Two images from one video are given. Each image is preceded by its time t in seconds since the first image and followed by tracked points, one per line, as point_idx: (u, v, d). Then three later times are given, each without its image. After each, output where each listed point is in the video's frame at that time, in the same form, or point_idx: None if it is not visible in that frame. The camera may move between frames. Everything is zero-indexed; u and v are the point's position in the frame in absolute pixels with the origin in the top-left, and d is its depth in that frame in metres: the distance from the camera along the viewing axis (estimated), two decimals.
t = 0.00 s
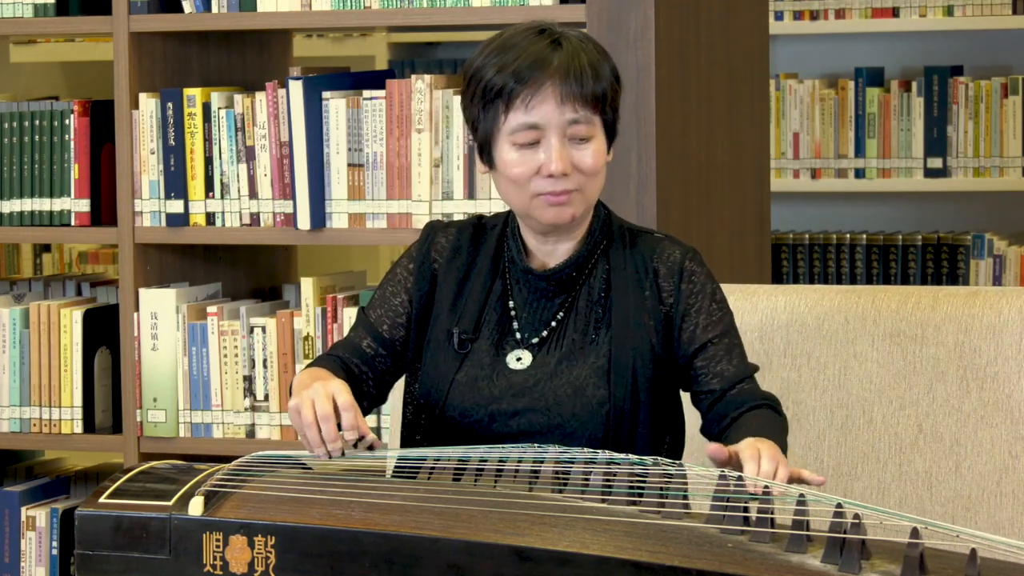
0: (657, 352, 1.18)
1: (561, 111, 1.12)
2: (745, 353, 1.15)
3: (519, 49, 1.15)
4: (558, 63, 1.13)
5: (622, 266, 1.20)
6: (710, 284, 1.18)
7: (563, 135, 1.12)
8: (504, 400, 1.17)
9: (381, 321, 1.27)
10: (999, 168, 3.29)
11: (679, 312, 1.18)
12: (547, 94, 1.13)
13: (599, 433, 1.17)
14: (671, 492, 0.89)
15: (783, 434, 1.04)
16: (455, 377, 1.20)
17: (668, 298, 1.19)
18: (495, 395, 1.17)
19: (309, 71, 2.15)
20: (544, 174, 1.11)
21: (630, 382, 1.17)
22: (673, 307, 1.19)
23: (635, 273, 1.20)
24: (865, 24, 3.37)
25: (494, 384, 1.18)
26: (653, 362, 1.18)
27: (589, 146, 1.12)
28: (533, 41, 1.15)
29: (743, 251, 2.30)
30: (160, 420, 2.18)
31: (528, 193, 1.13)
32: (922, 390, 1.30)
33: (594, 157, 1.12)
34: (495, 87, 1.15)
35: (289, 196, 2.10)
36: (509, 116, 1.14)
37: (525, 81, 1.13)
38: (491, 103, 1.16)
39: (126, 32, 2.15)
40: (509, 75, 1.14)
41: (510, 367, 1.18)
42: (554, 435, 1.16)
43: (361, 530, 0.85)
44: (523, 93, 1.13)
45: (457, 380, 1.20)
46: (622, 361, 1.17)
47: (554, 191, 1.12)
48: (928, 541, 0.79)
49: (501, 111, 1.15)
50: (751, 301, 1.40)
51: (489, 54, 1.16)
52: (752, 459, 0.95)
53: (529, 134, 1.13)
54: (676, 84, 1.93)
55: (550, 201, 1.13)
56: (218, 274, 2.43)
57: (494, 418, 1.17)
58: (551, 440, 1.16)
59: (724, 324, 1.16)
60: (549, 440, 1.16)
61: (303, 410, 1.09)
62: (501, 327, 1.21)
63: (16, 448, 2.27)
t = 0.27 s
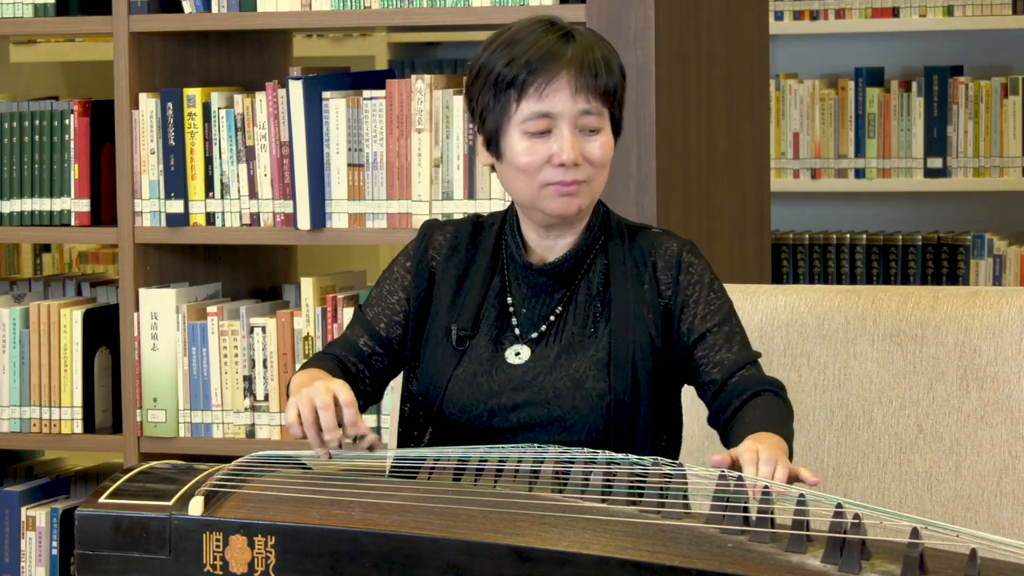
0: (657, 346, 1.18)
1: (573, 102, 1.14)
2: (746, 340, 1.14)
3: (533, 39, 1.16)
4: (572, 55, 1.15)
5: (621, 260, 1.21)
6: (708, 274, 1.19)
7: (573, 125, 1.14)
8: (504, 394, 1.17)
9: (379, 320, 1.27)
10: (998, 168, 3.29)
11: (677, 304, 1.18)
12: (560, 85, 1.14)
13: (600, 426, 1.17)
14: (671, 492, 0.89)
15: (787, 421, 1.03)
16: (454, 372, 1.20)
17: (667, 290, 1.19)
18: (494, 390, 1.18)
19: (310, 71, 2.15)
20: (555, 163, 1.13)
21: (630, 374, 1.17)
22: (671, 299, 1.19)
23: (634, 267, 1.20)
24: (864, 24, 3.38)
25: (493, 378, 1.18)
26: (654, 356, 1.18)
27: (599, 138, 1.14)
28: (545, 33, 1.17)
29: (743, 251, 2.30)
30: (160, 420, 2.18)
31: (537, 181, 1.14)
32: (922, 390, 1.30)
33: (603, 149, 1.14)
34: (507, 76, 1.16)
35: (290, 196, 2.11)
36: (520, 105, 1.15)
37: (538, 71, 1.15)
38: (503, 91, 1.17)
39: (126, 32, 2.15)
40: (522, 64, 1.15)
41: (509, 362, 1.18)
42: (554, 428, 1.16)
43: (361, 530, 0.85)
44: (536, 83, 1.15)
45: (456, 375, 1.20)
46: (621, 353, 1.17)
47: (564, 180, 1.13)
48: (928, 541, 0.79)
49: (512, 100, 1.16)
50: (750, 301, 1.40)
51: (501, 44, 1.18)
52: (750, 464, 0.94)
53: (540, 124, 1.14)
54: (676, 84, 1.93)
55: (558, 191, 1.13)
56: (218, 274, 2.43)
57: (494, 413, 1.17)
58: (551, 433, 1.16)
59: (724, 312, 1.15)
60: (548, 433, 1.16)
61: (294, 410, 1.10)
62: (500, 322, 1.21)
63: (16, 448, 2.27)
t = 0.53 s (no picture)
0: (652, 339, 1.20)
1: (579, 93, 1.17)
2: (742, 329, 1.16)
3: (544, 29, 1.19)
4: (581, 46, 1.18)
5: (616, 255, 1.22)
6: (703, 268, 1.20)
7: (579, 116, 1.17)
8: (498, 387, 1.19)
9: (375, 316, 1.28)
10: (998, 168, 3.29)
11: (672, 297, 1.20)
12: (568, 76, 1.17)
13: (594, 418, 1.18)
14: (671, 492, 0.89)
15: (784, 404, 1.05)
16: (448, 366, 1.22)
17: (662, 284, 1.21)
18: (489, 382, 1.19)
19: (310, 71, 2.15)
20: (559, 152, 1.16)
21: (624, 366, 1.18)
22: (666, 292, 1.20)
23: (629, 262, 1.22)
24: (864, 24, 3.38)
25: (487, 371, 1.20)
26: (649, 349, 1.20)
27: (603, 130, 1.17)
28: (555, 24, 1.20)
29: (744, 251, 2.30)
30: (160, 420, 2.18)
31: (541, 168, 1.17)
32: (922, 390, 1.30)
33: (606, 141, 1.17)
34: (517, 63, 1.18)
35: (290, 196, 2.11)
36: (527, 93, 1.18)
37: (547, 60, 1.17)
38: (510, 78, 1.19)
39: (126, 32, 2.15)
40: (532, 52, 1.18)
41: (504, 355, 1.20)
42: (548, 419, 1.18)
43: (361, 530, 0.85)
44: (544, 72, 1.17)
45: (450, 368, 1.22)
46: (616, 346, 1.18)
47: (567, 169, 1.16)
48: (928, 541, 0.79)
49: (519, 88, 1.19)
50: (751, 301, 1.40)
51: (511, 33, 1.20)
52: (749, 462, 0.93)
53: (547, 113, 1.17)
54: (676, 85, 1.93)
55: (560, 179, 1.16)
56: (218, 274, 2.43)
57: (489, 405, 1.19)
58: (545, 424, 1.18)
59: (719, 303, 1.17)
60: (542, 425, 1.18)
61: (293, 411, 1.09)
62: (494, 316, 1.23)
63: (16, 448, 2.27)
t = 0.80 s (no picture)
0: (646, 334, 1.20)
1: (580, 91, 1.17)
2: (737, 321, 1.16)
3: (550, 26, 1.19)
4: (585, 45, 1.18)
5: (610, 251, 1.23)
6: (697, 262, 1.21)
7: (579, 114, 1.18)
8: (491, 379, 1.19)
9: (369, 309, 1.28)
10: (998, 168, 3.29)
11: (667, 291, 1.20)
12: (570, 73, 1.17)
13: (588, 412, 1.18)
14: (671, 492, 0.89)
15: (780, 394, 1.04)
16: (442, 359, 1.22)
17: (656, 279, 1.21)
18: (481, 375, 1.20)
19: (309, 71, 2.15)
20: (558, 149, 1.16)
21: (618, 360, 1.19)
22: (660, 286, 1.21)
23: (624, 257, 1.22)
24: (864, 24, 3.38)
25: (480, 364, 1.20)
26: (643, 344, 1.20)
27: (602, 129, 1.18)
28: (559, 21, 1.20)
29: (743, 252, 2.29)
30: (160, 420, 2.18)
31: (539, 164, 1.17)
32: (922, 390, 1.30)
33: (605, 140, 1.18)
34: (520, 59, 1.18)
35: (289, 196, 2.11)
36: (528, 89, 1.18)
37: (550, 57, 1.18)
38: (512, 72, 1.19)
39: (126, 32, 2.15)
40: (536, 49, 1.18)
41: (497, 349, 1.20)
42: (540, 412, 1.18)
43: (361, 530, 0.85)
44: (547, 69, 1.18)
45: (443, 362, 1.22)
46: (609, 339, 1.19)
47: (565, 166, 1.17)
48: (928, 541, 0.79)
49: (520, 83, 1.19)
50: (750, 301, 1.40)
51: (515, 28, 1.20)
52: (749, 465, 0.93)
53: (547, 109, 1.18)
54: (676, 85, 1.93)
55: (558, 176, 1.17)
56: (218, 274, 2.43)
57: (482, 397, 1.20)
58: (537, 416, 1.18)
59: (713, 296, 1.18)
60: (535, 417, 1.18)
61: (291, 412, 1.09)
62: (488, 310, 1.24)
63: (16, 448, 2.27)
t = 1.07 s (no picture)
0: (644, 330, 1.20)
1: (572, 98, 1.17)
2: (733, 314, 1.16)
3: (543, 30, 1.19)
4: (577, 50, 1.18)
5: (609, 249, 1.24)
6: (694, 257, 1.21)
7: (572, 120, 1.17)
8: (490, 377, 1.20)
9: (369, 309, 1.28)
10: (998, 168, 3.29)
11: (663, 285, 1.21)
12: (561, 80, 1.17)
13: (587, 408, 1.19)
14: (671, 492, 0.89)
15: (775, 386, 1.05)
16: (441, 358, 1.23)
17: (653, 274, 1.22)
18: (481, 373, 1.20)
19: (309, 71, 2.15)
20: (550, 156, 1.16)
21: (617, 357, 1.19)
22: (657, 281, 1.21)
23: (622, 255, 1.23)
24: (864, 24, 3.38)
25: (479, 362, 1.21)
26: (642, 340, 1.20)
27: (595, 134, 1.18)
28: (552, 26, 1.19)
29: (743, 251, 2.29)
30: (160, 420, 2.18)
31: (532, 171, 1.18)
32: (922, 390, 1.30)
33: (598, 146, 1.18)
34: (511, 65, 1.18)
35: (289, 196, 2.11)
36: (521, 96, 1.18)
37: (541, 63, 1.17)
38: (505, 78, 1.19)
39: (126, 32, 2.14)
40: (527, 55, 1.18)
41: (496, 347, 1.21)
42: (540, 409, 1.18)
43: (361, 530, 0.85)
44: (538, 75, 1.18)
45: (443, 360, 1.23)
46: (608, 336, 1.19)
47: (557, 174, 1.17)
48: (928, 541, 0.79)
49: (513, 90, 1.19)
50: (750, 301, 1.39)
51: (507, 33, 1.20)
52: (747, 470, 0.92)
53: (539, 116, 1.18)
54: (676, 84, 1.93)
55: (551, 183, 1.18)
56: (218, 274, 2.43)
57: (481, 395, 1.20)
58: (536, 414, 1.19)
59: (709, 289, 1.18)
60: (534, 415, 1.19)
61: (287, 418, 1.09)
62: (487, 309, 1.24)
63: (16, 448, 2.27)
